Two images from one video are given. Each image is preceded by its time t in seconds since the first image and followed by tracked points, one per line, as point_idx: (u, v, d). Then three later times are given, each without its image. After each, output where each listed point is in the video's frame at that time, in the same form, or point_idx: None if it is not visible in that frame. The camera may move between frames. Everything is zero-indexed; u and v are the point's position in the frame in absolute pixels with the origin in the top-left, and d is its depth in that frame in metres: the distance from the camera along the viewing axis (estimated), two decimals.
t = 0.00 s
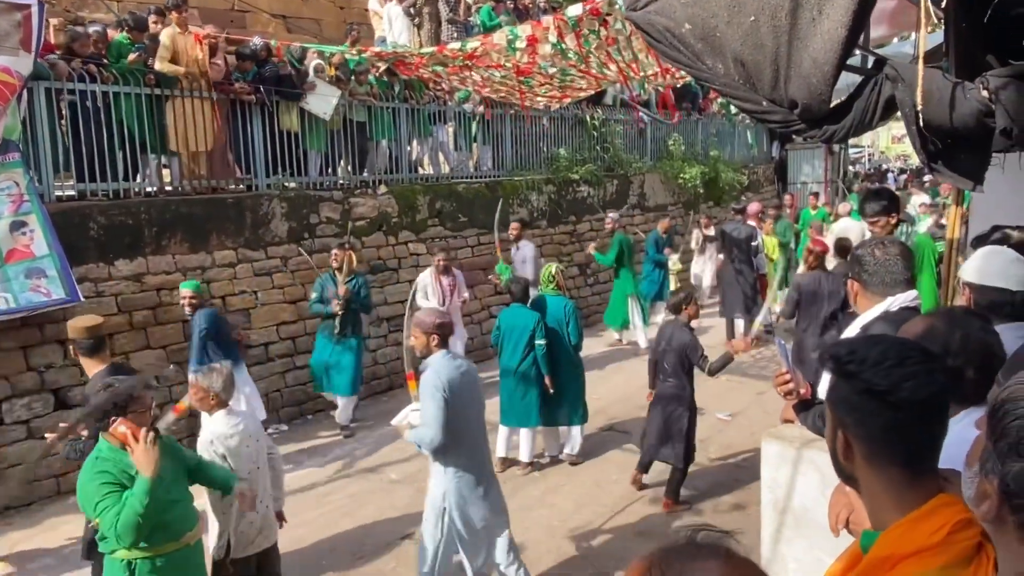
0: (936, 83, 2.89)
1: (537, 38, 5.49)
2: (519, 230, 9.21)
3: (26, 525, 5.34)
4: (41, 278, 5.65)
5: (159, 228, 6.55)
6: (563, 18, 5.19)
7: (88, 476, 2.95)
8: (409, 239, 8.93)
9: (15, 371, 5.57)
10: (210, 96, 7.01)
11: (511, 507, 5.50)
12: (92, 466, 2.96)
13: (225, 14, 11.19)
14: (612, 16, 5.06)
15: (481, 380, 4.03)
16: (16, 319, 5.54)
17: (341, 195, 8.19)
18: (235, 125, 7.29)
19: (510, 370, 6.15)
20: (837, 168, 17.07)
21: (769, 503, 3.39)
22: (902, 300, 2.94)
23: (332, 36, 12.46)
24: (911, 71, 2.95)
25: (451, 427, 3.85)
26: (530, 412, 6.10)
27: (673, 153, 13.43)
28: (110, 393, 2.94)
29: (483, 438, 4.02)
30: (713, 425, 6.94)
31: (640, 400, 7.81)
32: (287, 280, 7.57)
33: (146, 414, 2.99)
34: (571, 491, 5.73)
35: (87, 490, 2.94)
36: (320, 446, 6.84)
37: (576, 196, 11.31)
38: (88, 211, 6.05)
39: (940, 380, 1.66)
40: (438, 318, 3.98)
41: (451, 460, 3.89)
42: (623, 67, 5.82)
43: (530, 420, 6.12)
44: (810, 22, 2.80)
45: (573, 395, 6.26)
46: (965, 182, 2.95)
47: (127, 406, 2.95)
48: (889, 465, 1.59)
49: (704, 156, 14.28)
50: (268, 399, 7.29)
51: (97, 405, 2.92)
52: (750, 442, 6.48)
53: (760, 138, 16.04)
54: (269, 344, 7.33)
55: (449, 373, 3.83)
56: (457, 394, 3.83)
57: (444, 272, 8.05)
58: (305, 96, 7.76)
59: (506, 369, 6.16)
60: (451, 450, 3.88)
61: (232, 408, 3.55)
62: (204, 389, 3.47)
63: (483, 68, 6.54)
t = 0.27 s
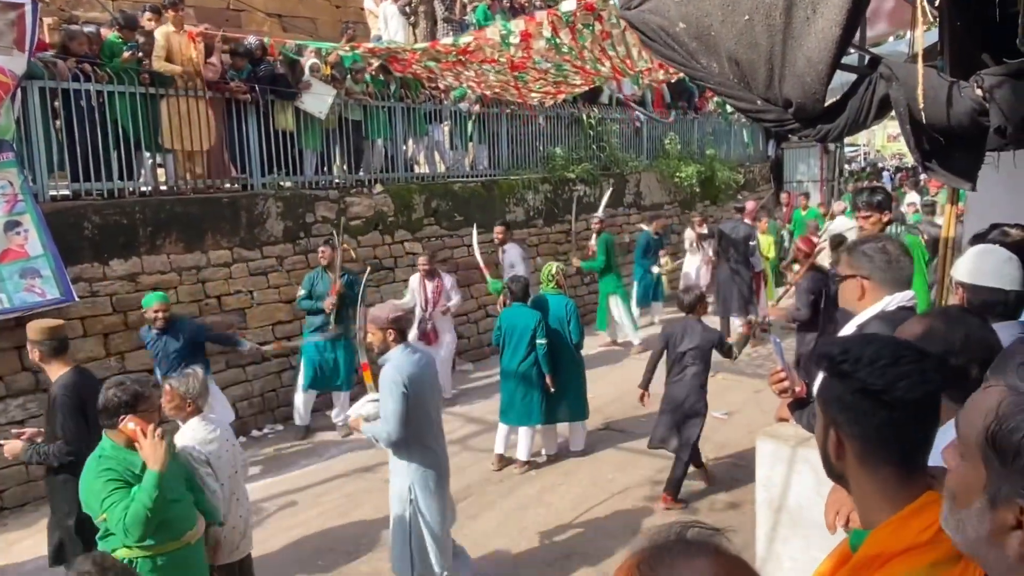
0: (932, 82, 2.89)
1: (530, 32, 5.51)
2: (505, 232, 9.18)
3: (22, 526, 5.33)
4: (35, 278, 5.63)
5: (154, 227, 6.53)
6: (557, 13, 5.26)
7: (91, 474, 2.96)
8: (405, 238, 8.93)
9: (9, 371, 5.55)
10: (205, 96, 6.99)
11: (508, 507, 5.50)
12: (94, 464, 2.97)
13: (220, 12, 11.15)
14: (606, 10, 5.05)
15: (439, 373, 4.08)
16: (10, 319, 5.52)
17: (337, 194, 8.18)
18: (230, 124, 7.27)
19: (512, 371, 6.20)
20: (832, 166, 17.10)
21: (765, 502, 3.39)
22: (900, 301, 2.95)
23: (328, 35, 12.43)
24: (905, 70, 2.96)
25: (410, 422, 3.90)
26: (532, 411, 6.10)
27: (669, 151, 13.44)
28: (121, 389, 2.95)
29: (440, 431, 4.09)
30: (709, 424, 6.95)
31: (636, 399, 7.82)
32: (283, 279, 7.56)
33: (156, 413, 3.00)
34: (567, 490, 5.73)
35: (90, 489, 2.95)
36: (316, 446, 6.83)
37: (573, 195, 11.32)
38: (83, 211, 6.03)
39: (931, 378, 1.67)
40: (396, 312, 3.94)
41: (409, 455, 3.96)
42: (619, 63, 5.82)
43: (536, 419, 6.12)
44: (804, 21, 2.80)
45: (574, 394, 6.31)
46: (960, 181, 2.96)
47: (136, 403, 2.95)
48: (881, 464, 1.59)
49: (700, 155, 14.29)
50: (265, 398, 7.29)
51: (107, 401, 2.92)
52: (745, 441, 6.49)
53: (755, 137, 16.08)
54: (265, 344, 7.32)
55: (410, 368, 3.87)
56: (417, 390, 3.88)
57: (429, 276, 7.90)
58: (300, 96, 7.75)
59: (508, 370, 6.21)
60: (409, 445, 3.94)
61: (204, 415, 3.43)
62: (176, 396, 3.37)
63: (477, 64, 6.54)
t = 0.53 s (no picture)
0: (930, 83, 2.90)
1: (526, 30, 5.52)
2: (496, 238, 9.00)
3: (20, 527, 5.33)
4: (33, 279, 5.63)
5: (152, 228, 6.52)
6: (552, 11, 5.27)
7: (109, 467, 3.05)
8: (403, 238, 8.93)
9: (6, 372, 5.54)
10: (204, 96, 6.99)
11: (507, 507, 5.50)
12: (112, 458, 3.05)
13: (218, 13, 11.15)
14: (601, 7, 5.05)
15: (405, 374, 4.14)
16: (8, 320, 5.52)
17: (335, 195, 8.18)
18: (228, 125, 7.27)
19: (514, 374, 6.19)
20: (829, 167, 17.13)
21: (763, 502, 3.39)
22: (899, 302, 2.95)
23: (325, 35, 12.43)
24: (902, 70, 2.98)
25: (382, 421, 3.96)
26: (538, 411, 6.08)
27: (666, 152, 13.45)
28: (144, 385, 3.01)
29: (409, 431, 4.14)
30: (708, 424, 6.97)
31: (635, 398, 7.83)
32: (281, 279, 7.56)
33: (178, 411, 3.08)
34: (566, 490, 5.73)
35: (107, 481, 3.03)
36: (315, 446, 6.83)
37: (570, 195, 11.32)
38: (81, 211, 6.02)
39: (922, 378, 1.68)
40: (358, 314, 4.03)
41: (381, 453, 4.00)
42: (616, 61, 5.83)
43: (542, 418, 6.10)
44: (802, 22, 2.82)
45: (576, 394, 6.34)
46: (957, 182, 2.97)
47: (159, 399, 3.02)
48: (878, 465, 1.61)
49: (698, 155, 14.30)
50: (263, 399, 7.29)
51: (130, 397, 2.99)
52: (744, 441, 6.50)
53: (753, 137, 16.10)
54: (263, 344, 7.33)
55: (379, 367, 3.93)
56: (387, 388, 3.94)
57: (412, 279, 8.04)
58: (298, 96, 7.75)
59: (511, 372, 6.20)
60: (382, 444, 3.99)
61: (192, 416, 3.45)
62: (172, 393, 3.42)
63: (473, 62, 6.55)
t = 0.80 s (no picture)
0: (928, 84, 2.91)
1: (524, 27, 5.53)
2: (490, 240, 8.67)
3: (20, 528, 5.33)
4: (31, 280, 5.59)
5: (150, 228, 6.52)
6: (549, 7, 5.26)
7: (134, 462, 3.19)
8: (402, 239, 8.93)
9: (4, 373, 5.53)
10: (203, 97, 6.99)
11: (506, 507, 5.50)
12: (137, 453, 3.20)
13: (216, 14, 11.14)
14: (599, 5, 5.05)
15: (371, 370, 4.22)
16: (7, 320, 5.52)
17: (334, 195, 8.17)
18: (227, 126, 7.26)
19: (513, 374, 6.31)
20: (827, 168, 17.16)
21: (763, 503, 3.40)
22: (899, 303, 2.98)
23: (323, 36, 12.43)
24: (900, 72, 2.99)
25: (361, 412, 4.00)
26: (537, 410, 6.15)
27: (665, 152, 13.46)
28: (164, 379, 3.20)
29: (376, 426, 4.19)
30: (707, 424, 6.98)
31: (633, 399, 7.84)
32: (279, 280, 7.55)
33: (197, 404, 3.26)
34: (565, 491, 5.74)
35: (133, 475, 3.18)
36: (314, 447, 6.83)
37: (569, 196, 11.32)
38: (79, 211, 6.01)
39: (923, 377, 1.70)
40: (327, 311, 4.09)
41: (354, 446, 4.01)
42: (614, 60, 5.83)
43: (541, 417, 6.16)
44: (801, 24, 2.83)
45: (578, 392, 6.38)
46: (957, 182, 2.98)
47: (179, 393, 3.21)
48: (883, 467, 1.63)
49: (696, 155, 14.31)
50: (261, 399, 7.29)
51: (152, 391, 3.17)
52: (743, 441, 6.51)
53: (751, 138, 16.12)
54: (262, 345, 7.33)
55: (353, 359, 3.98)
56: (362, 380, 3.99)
57: (404, 279, 7.84)
58: (297, 97, 7.75)
59: (510, 373, 6.31)
60: (359, 435, 4.02)
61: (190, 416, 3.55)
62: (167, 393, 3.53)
63: (470, 60, 6.56)
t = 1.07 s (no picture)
0: (925, 88, 2.93)
1: (520, 27, 5.53)
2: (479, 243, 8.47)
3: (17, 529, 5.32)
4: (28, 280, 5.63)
5: (148, 229, 6.51)
6: (546, 7, 5.23)
7: (163, 451, 3.25)
8: (400, 240, 8.93)
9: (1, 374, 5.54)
10: (201, 98, 6.98)
11: (504, 509, 5.51)
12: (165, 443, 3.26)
13: (214, 15, 11.15)
14: (596, 5, 5.04)
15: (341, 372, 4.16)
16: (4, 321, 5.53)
17: (332, 197, 8.17)
18: (225, 127, 7.25)
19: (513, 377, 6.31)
20: (825, 169, 17.19)
21: (762, 505, 3.41)
22: (897, 305, 2.99)
23: (322, 37, 12.43)
24: (898, 75, 2.98)
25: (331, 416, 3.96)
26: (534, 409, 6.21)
27: (663, 154, 13.46)
28: (186, 371, 3.30)
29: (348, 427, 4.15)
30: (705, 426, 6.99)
31: (631, 400, 7.85)
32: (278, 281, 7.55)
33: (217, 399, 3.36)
34: (563, 492, 5.75)
35: (162, 464, 3.23)
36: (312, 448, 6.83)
37: (567, 197, 11.32)
38: (77, 213, 6.01)
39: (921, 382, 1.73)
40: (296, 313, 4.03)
41: (327, 448, 3.98)
42: (612, 60, 5.83)
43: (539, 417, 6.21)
44: (800, 27, 2.83)
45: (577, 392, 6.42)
46: (953, 186, 2.97)
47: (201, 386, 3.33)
48: (887, 472, 1.68)
49: (694, 157, 14.32)
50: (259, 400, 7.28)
51: (176, 383, 3.27)
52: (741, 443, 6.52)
53: (749, 140, 16.14)
54: (260, 346, 7.33)
55: (323, 362, 3.94)
56: (333, 384, 3.94)
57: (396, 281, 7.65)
58: (295, 98, 7.75)
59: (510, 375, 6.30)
60: (331, 438, 3.98)
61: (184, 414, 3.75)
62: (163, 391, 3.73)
63: (468, 59, 6.56)
